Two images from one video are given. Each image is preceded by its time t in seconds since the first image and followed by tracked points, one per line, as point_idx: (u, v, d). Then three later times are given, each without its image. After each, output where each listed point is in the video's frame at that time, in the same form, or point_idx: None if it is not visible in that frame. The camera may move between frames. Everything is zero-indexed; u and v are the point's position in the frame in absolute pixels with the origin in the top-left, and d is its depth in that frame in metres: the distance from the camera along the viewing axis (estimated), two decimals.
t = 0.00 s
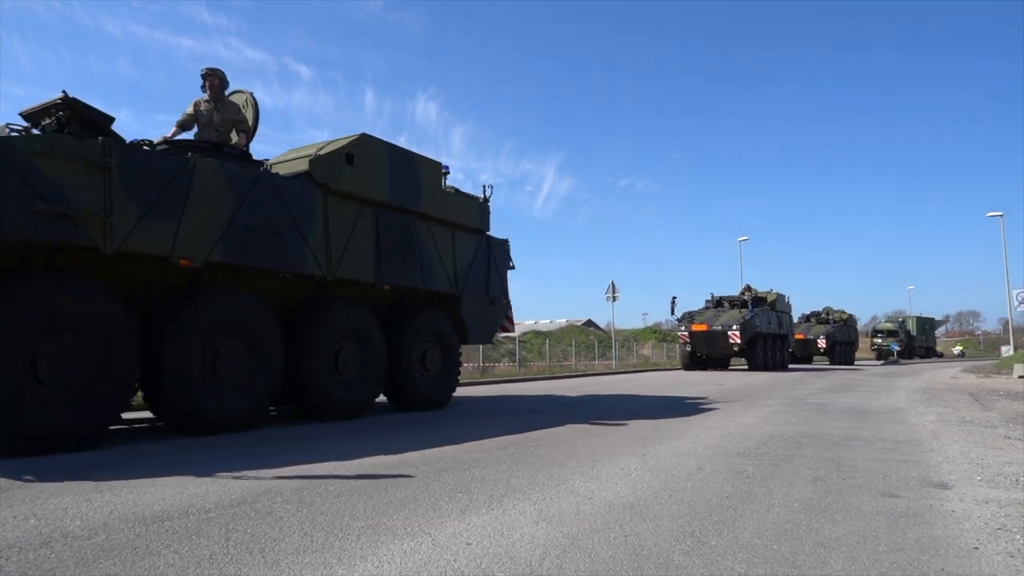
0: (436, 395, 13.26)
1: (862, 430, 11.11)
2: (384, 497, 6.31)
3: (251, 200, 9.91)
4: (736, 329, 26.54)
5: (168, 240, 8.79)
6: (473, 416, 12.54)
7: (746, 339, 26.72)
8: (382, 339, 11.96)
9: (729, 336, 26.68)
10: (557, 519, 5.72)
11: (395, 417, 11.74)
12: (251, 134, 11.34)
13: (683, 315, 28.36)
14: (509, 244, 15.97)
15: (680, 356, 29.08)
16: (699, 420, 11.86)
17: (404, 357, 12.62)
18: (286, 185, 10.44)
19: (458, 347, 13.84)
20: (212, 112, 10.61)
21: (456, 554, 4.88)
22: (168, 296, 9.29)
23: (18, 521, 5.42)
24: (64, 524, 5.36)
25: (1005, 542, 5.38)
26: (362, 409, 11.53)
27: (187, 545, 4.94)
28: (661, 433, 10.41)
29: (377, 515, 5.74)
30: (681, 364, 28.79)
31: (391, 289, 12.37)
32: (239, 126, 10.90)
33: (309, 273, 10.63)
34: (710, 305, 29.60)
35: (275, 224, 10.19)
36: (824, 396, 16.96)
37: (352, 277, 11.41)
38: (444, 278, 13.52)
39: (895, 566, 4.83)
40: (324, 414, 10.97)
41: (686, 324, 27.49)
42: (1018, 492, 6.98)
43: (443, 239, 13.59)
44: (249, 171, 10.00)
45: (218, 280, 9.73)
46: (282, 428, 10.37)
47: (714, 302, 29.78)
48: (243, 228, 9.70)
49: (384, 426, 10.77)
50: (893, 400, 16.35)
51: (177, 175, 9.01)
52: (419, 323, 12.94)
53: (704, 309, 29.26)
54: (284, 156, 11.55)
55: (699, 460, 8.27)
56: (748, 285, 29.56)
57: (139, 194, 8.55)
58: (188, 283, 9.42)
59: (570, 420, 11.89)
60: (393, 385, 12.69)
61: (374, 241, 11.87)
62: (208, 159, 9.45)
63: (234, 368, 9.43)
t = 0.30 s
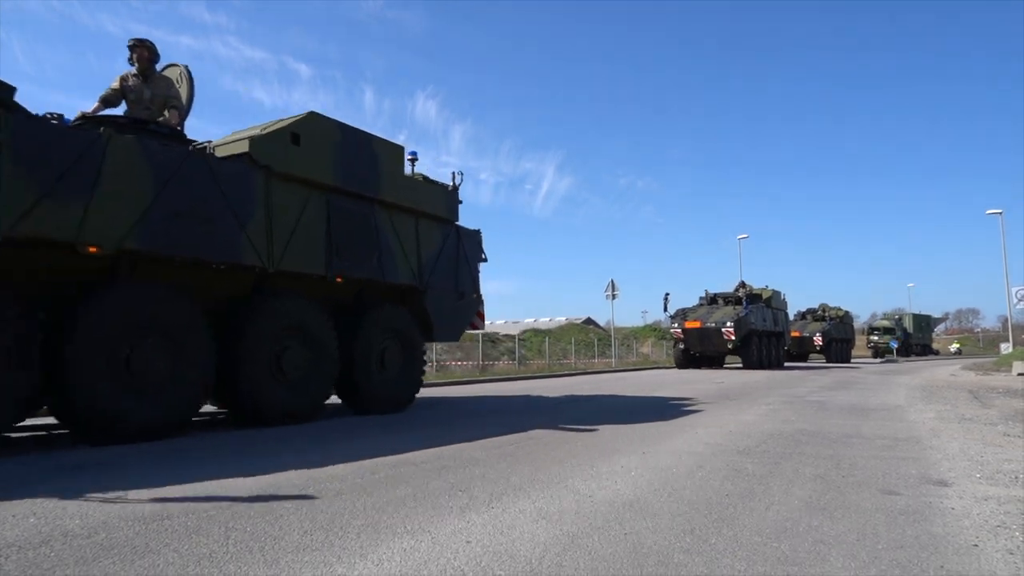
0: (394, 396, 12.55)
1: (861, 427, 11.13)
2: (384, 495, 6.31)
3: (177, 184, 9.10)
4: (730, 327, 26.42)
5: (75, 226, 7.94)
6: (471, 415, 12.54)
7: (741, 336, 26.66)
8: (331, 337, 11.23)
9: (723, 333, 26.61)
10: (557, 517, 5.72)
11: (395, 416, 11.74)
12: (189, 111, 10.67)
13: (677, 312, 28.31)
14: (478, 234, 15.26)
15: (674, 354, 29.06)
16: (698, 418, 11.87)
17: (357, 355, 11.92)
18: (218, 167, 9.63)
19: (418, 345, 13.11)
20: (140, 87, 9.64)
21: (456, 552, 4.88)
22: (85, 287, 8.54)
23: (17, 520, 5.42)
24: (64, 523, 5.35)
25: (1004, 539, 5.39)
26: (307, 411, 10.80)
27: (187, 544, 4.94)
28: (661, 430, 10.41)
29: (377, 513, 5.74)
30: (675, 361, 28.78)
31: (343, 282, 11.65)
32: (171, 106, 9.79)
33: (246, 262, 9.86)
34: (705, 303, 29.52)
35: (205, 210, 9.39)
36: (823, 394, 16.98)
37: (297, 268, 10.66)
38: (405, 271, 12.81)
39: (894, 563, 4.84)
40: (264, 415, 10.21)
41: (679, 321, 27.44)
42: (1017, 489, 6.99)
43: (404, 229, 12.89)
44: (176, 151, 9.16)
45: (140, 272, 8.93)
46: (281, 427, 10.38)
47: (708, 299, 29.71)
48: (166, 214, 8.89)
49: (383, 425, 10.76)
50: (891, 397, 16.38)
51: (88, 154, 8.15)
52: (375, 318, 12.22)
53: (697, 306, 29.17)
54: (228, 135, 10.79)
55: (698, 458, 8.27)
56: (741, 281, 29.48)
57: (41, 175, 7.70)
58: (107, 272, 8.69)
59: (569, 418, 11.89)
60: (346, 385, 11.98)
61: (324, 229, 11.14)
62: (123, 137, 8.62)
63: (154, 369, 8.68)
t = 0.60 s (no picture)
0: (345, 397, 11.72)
1: (861, 426, 11.12)
2: (385, 494, 6.31)
3: (81, 158, 8.19)
4: (724, 325, 26.28)
5: None
6: (471, 413, 12.53)
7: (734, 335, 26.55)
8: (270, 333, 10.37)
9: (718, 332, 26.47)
10: (557, 516, 5.72)
11: (395, 417, 11.76)
12: (105, 84, 9.93)
13: (670, 310, 28.19)
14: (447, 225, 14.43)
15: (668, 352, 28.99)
16: (699, 417, 11.87)
17: (300, 352, 11.10)
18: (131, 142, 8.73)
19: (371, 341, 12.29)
20: (47, 55, 8.94)
21: (456, 551, 4.88)
22: None
23: (17, 518, 5.42)
24: (65, 521, 5.36)
25: (1004, 538, 5.38)
26: (244, 415, 9.91)
27: (187, 542, 4.94)
28: (661, 430, 10.40)
29: (377, 512, 5.74)
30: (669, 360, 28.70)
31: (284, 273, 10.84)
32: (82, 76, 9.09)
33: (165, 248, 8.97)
34: (699, 300, 29.41)
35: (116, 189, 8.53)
36: (822, 392, 16.97)
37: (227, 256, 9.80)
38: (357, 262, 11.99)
39: (894, 562, 4.84)
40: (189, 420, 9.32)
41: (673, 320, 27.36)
42: (1017, 488, 6.99)
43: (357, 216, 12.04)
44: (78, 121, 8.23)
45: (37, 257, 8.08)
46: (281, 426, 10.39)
47: (702, 297, 29.59)
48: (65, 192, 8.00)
49: (382, 424, 10.75)
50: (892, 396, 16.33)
51: None
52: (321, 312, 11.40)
53: (692, 304, 29.06)
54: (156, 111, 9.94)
55: (698, 457, 8.27)
56: (736, 279, 29.36)
57: None
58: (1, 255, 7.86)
59: (569, 417, 11.90)
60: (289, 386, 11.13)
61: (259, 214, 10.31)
62: (19, 108, 7.78)
63: (54, 360, 7.85)
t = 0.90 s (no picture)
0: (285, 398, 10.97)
1: (860, 426, 11.11)
2: (384, 493, 6.31)
3: None
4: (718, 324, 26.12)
5: None
6: (471, 413, 12.53)
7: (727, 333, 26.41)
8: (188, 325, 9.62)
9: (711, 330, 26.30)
10: (556, 515, 5.72)
11: (395, 417, 11.77)
12: None
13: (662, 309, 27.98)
14: (406, 215, 13.58)
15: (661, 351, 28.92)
16: (698, 417, 11.87)
17: (228, 349, 10.37)
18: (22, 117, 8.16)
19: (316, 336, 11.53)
20: None
21: (455, 550, 4.88)
22: None
23: (16, 517, 5.42)
24: (64, 520, 5.37)
25: (1003, 538, 5.39)
26: (151, 422, 9.11)
27: (185, 542, 4.94)
28: (661, 429, 10.40)
29: (376, 511, 5.74)
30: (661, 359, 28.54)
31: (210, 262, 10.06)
32: None
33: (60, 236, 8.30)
34: (692, 298, 29.26)
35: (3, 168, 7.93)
36: (821, 392, 16.97)
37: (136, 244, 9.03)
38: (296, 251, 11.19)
39: (893, 562, 4.85)
40: (85, 426, 8.54)
41: (665, 318, 27.17)
42: (1016, 488, 6.99)
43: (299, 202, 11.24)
44: None
45: None
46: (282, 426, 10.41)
47: (696, 295, 29.41)
48: None
49: (382, 424, 10.76)
50: (891, 396, 16.29)
51: None
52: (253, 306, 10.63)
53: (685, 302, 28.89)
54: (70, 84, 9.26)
55: (697, 457, 8.27)
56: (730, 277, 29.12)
57: None
58: None
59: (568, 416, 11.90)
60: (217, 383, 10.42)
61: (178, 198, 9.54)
62: None
63: None
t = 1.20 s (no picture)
0: (211, 404, 9.84)
1: (861, 426, 11.11)
2: (385, 493, 6.31)
3: None
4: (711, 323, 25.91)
5: None
6: (471, 412, 12.53)
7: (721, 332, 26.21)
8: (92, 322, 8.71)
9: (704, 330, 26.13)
10: (557, 515, 5.72)
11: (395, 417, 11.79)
12: None
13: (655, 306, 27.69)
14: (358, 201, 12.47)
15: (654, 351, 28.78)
16: (698, 416, 11.87)
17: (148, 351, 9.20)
18: None
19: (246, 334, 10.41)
20: None
21: (456, 550, 4.88)
22: None
23: (18, 517, 5.42)
24: (65, 520, 5.36)
25: (1004, 538, 5.39)
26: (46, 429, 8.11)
27: (186, 541, 4.94)
28: (661, 429, 10.40)
29: (377, 511, 5.74)
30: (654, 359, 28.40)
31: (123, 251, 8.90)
32: None
33: None
34: (686, 297, 29.03)
35: None
36: (821, 392, 16.96)
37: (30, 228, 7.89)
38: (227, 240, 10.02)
39: (894, 562, 4.84)
40: None
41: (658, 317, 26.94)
42: (1017, 487, 6.99)
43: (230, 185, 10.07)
44: None
45: None
46: (282, 426, 10.42)
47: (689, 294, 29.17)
48: None
49: (384, 424, 10.76)
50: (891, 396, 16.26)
51: None
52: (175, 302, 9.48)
53: (678, 300, 28.63)
54: None
55: (698, 456, 8.26)
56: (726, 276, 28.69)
57: None
58: None
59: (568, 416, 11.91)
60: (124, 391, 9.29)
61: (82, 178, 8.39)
62: None
63: None
